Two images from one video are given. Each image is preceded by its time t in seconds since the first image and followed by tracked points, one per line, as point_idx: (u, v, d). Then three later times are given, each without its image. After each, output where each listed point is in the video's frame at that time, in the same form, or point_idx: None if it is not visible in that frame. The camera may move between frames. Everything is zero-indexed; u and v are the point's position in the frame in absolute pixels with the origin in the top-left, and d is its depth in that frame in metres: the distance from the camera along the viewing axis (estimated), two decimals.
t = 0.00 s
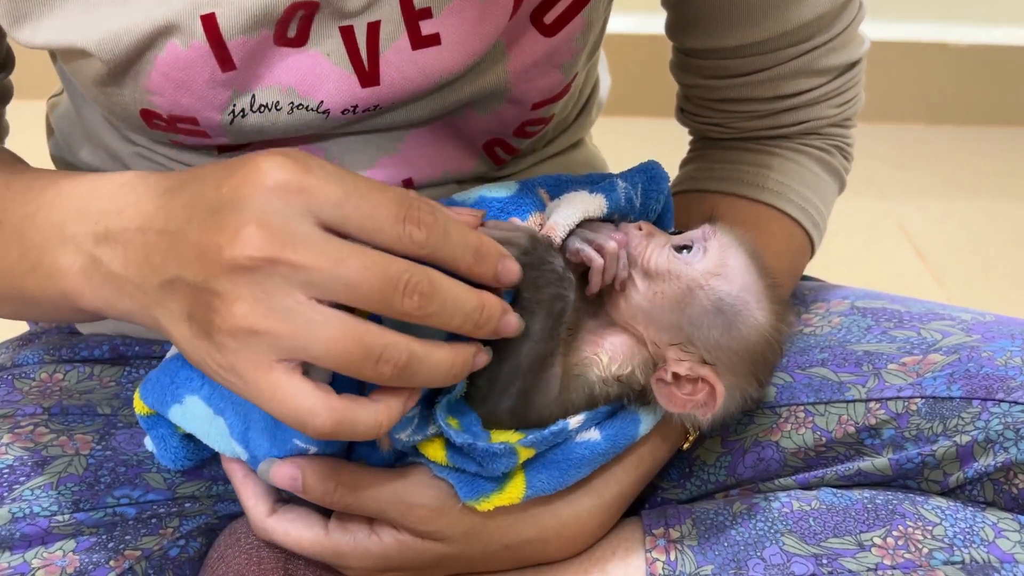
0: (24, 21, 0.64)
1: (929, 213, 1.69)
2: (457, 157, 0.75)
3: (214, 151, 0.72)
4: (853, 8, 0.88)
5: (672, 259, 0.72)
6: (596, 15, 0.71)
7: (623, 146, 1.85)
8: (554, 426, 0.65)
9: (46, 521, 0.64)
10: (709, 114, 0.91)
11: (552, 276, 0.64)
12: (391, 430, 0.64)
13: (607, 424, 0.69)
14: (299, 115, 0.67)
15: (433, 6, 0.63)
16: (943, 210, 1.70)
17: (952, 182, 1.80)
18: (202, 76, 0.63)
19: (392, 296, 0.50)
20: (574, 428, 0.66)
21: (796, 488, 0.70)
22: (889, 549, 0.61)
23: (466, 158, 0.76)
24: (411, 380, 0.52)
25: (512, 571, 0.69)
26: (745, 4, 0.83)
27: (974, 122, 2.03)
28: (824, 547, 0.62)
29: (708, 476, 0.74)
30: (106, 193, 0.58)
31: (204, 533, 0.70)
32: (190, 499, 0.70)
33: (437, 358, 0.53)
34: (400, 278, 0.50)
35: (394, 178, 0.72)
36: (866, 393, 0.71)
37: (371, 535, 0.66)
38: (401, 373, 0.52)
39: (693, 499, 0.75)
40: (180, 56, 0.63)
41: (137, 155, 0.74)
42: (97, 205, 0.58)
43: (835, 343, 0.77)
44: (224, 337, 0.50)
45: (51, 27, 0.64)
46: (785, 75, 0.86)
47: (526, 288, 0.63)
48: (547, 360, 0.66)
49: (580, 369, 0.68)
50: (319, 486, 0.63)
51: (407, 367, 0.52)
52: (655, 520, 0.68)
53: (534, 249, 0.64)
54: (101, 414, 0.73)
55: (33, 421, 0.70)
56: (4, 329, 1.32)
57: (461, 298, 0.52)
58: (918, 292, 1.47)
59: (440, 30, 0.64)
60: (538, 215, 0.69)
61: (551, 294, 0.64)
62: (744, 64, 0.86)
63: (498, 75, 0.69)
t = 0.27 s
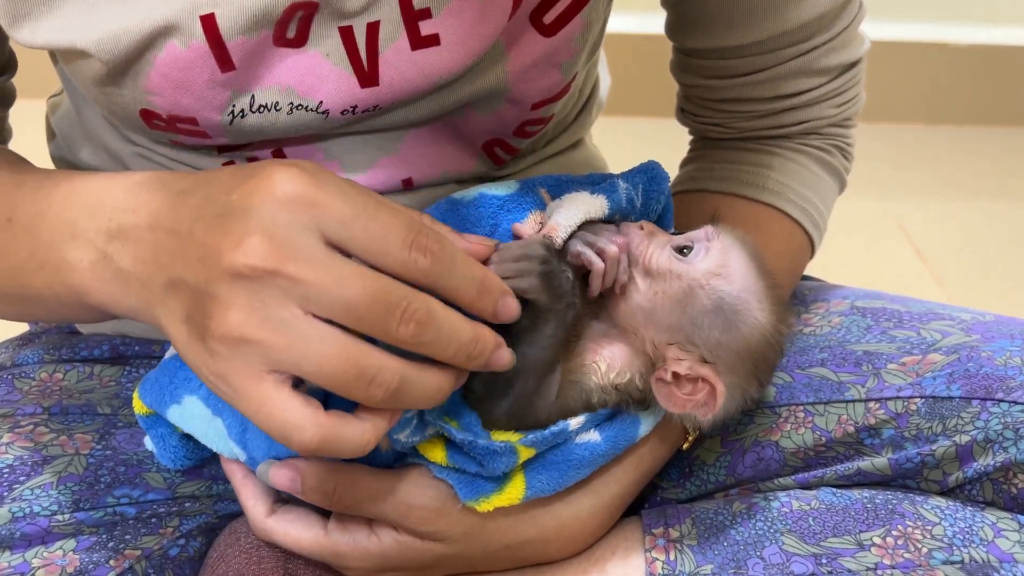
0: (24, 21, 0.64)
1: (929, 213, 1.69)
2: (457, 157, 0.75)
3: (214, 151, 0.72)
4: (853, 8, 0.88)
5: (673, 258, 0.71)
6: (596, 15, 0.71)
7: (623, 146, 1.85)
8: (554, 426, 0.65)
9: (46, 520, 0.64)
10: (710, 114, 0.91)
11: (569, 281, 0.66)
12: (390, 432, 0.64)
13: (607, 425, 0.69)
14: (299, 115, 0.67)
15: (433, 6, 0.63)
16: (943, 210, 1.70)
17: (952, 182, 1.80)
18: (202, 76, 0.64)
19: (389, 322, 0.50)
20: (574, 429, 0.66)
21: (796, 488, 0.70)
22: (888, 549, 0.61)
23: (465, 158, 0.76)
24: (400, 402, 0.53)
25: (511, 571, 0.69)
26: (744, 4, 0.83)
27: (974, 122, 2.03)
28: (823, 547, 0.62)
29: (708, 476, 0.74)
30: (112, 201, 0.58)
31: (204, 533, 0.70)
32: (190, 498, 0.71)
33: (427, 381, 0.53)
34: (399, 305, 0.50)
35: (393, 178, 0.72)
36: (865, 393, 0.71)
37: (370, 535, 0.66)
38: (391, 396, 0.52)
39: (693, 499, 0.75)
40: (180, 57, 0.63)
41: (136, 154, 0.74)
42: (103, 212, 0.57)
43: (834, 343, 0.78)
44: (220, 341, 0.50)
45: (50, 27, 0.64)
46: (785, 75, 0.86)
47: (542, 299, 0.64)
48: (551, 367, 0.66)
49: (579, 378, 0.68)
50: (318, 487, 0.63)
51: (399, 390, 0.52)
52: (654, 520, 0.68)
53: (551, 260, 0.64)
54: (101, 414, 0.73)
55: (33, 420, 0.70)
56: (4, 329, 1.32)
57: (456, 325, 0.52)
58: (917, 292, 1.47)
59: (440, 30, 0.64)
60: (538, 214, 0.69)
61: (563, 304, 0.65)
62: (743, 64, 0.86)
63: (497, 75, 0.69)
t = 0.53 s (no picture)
0: (25, 22, 0.64)
1: (929, 213, 1.69)
2: (457, 157, 0.75)
3: (215, 152, 0.72)
4: (854, 9, 0.88)
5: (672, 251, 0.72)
6: (597, 16, 0.71)
7: (623, 146, 1.85)
8: (554, 423, 0.65)
9: (46, 520, 0.64)
10: (710, 115, 0.91)
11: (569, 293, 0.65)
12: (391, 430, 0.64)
13: (607, 426, 0.69)
14: (300, 117, 0.67)
15: (433, 7, 0.64)
16: (943, 210, 1.70)
17: (952, 182, 1.80)
18: (202, 79, 0.63)
19: (378, 353, 0.51)
20: (574, 428, 0.66)
21: (795, 488, 0.70)
22: (888, 549, 0.61)
23: (466, 159, 0.76)
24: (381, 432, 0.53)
25: (511, 571, 0.69)
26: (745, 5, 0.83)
27: (975, 122, 2.03)
28: (823, 547, 0.62)
29: (708, 476, 0.75)
30: (111, 199, 0.58)
31: (204, 533, 0.70)
32: (190, 498, 0.71)
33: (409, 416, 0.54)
34: (388, 336, 0.50)
35: (393, 178, 0.72)
36: (865, 393, 0.71)
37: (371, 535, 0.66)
38: (371, 426, 0.52)
39: (692, 499, 0.76)
40: (181, 59, 0.63)
41: (137, 155, 0.74)
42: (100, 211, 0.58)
43: (834, 343, 0.78)
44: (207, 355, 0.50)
45: (52, 28, 0.64)
46: (786, 76, 0.86)
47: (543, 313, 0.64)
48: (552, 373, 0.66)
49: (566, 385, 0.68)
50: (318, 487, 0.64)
51: (379, 422, 0.52)
52: (654, 520, 0.68)
53: (551, 276, 0.64)
54: (101, 414, 0.73)
55: (34, 420, 0.71)
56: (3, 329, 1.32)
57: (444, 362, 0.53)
58: (917, 292, 1.47)
59: (440, 32, 0.64)
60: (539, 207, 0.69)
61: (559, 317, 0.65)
62: (744, 65, 0.86)
63: (497, 77, 0.69)
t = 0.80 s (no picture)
0: (25, 21, 0.64)
1: (929, 212, 1.69)
2: (457, 157, 0.75)
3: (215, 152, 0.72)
4: (853, 9, 0.88)
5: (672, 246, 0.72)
6: (597, 15, 0.71)
7: (623, 146, 1.85)
8: (558, 425, 0.66)
9: (46, 520, 0.64)
10: (710, 114, 0.91)
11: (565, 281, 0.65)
12: (392, 424, 0.64)
13: (606, 425, 0.69)
14: (299, 115, 0.67)
15: (433, 6, 0.63)
16: (943, 210, 1.70)
17: (952, 182, 1.80)
18: (202, 77, 0.64)
19: (345, 284, 0.47)
20: (575, 427, 0.67)
21: (796, 488, 0.70)
22: (888, 549, 0.61)
23: (466, 158, 0.76)
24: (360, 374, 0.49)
25: (510, 571, 0.69)
26: (745, 5, 0.83)
27: (975, 122, 2.03)
28: (823, 547, 0.62)
29: (708, 475, 0.75)
30: (94, 173, 0.57)
31: (204, 532, 0.70)
32: (190, 498, 0.71)
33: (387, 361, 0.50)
34: (355, 266, 0.47)
35: (393, 177, 0.72)
36: (865, 392, 0.71)
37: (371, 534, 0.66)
38: (346, 366, 0.48)
39: (692, 499, 0.76)
40: (181, 56, 0.63)
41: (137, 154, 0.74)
42: (79, 186, 0.57)
43: (834, 343, 0.78)
44: (189, 309, 0.48)
45: (51, 27, 0.64)
46: (785, 76, 0.86)
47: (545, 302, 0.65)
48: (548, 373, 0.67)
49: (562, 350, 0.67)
50: (318, 487, 0.63)
51: (354, 360, 0.48)
52: (654, 519, 0.68)
53: (558, 270, 0.65)
54: (101, 413, 0.73)
55: (34, 420, 0.71)
56: (3, 327, 1.32)
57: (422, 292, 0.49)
58: (918, 292, 1.47)
59: (439, 30, 0.64)
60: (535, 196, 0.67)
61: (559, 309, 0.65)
62: (744, 65, 0.86)
63: (497, 75, 0.69)
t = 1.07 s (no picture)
0: (24, 20, 0.64)
1: (929, 212, 1.69)
2: (458, 156, 0.75)
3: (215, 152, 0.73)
4: (853, 8, 0.88)
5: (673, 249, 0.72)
6: (596, 15, 0.71)
7: (624, 145, 1.84)
8: (558, 424, 0.66)
9: (46, 519, 0.64)
10: (710, 114, 0.91)
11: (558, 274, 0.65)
12: (393, 419, 0.65)
13: (606, 423, 0.69)
14: (298, 115, 0.67)
15: (433, 6, 0.63)
16: (943, 210, 1.70)
17: (952, 182, 1.79)
18: (202, 77, 0.64)
19: (399, 285, 0.49)
20: (575, 426, 0.66)
21: (796, 487, 0.70)
22: (888, 549, 0.61)
23: (466, 158, 0.76)
24: (409, 370, 0.52)
25: (509, 571, 0.69)
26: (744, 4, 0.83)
27: (976, 122, 2.03)
28: (823, 546, 0.62)
29: (708, 475, 0.75)
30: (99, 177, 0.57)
31: (204, 531, 0.70)
32: (190, 497, 0.70)
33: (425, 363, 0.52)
34: (406, 267, 0.49)
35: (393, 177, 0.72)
36: (865, 392, 0.71)
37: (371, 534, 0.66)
38: (401, 362, 0.51)
39: (692, 498, 0.76)
40: (180, 56, 0.63)
41: (137, 153, 0.74)
42: (106, 198, 0.58)
43: (834, 342, 0.77)
44: (246, 314, 0.50)
45: (51, 26, 0.64)
46: (785, 75, 0.86)
47: (532, 289, 0.64)
48: (541, 368, 0.66)
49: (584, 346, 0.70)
50: (318, 487, 0.63)
51: (407, 357, 0.51)
52: (654, 519, 0.68)
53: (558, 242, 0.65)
54: (101, 412, 0.73)
55: (33, 419, 0.71)
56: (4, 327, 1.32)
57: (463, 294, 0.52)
58: (919, 292, 1.47)
59: (439, 30, 0.64)
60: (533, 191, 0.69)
61: (549, 301, 0.64)
62: (743, 65, 0.86)
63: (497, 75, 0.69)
